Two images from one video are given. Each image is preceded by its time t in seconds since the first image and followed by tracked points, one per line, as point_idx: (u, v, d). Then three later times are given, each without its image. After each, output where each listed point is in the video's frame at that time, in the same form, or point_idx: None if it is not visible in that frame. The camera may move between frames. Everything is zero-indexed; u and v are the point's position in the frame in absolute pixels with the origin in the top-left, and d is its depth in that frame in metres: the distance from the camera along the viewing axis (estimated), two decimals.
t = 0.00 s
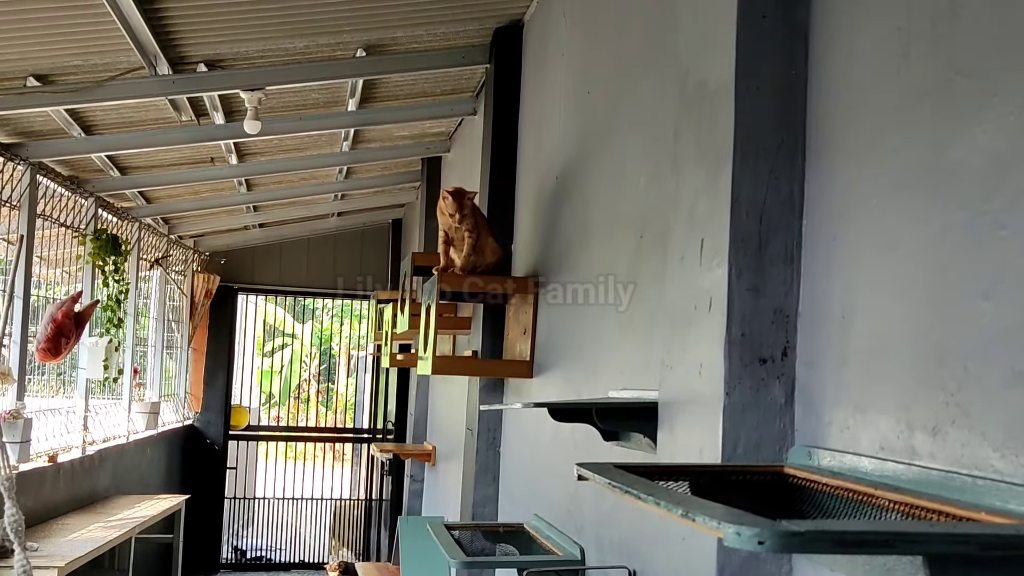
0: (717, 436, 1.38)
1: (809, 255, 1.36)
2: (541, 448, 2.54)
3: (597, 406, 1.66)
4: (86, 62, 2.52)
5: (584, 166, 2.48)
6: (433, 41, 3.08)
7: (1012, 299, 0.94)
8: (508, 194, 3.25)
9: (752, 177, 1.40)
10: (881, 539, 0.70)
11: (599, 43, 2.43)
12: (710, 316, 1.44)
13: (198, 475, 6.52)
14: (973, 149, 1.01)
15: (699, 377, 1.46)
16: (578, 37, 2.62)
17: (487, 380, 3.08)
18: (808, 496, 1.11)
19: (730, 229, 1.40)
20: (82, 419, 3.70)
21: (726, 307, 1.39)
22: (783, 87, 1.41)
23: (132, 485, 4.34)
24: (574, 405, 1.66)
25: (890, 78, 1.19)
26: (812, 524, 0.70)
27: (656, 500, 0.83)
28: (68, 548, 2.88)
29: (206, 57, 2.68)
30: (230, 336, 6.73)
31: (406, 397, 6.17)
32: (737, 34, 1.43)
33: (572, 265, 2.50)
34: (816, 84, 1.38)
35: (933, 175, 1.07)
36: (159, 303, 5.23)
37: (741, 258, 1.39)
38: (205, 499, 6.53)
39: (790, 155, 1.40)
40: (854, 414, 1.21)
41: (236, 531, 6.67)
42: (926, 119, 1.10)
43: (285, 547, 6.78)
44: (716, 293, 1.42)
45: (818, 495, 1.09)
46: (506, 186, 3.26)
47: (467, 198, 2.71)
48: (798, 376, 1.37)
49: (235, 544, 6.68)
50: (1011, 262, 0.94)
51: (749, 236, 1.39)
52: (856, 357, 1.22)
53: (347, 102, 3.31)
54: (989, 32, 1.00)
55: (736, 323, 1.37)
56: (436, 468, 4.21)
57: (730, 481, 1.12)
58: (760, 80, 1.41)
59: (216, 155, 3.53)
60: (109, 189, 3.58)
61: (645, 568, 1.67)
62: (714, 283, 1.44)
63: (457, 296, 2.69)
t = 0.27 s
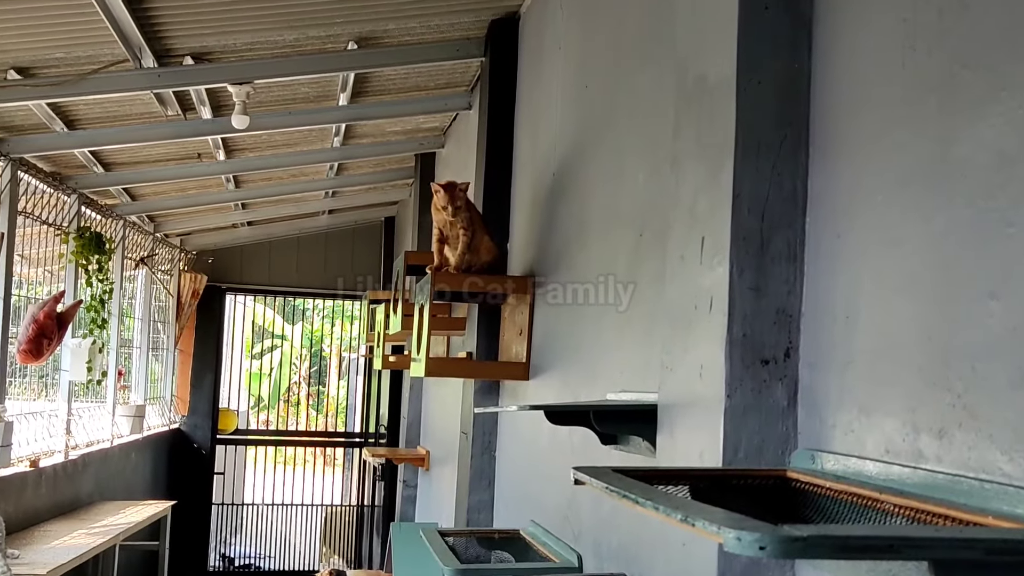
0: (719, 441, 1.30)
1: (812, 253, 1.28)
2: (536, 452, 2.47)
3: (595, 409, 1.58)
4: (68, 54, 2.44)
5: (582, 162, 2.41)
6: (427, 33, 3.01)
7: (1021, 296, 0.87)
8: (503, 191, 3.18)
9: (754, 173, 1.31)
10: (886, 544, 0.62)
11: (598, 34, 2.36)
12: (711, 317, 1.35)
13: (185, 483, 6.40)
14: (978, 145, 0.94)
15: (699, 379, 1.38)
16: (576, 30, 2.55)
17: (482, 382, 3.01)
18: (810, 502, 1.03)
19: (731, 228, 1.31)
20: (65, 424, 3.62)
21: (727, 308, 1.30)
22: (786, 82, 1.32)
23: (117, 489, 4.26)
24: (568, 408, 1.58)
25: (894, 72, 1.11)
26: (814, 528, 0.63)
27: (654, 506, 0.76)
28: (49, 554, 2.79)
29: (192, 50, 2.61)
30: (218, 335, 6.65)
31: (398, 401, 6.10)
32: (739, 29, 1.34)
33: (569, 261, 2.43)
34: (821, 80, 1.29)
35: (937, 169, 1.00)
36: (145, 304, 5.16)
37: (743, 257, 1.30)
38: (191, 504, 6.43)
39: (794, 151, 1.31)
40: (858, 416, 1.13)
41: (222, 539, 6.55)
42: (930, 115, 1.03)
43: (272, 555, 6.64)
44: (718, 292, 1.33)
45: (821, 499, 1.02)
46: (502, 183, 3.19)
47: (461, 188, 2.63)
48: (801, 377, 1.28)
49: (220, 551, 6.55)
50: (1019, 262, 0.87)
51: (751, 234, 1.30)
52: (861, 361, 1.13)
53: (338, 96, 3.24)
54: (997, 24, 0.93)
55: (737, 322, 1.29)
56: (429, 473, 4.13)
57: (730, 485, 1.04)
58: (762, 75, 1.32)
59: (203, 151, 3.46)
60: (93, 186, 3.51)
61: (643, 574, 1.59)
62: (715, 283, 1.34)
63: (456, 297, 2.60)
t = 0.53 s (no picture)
0: (716, 440, 1.30)
1: (810, 253, 1.27)
2: (534, 452, 2.47)
3: (593, 408, 1.58)
4: (65, 53, 2.44)
5: (579, 161, 2.41)
6: (424, 33, 3.01)
7: (1018, 296, 0.87)
8: (501, 191, 3.19)
9: (751, 172, 1.31)
10: (883, 544, 0.62)
11: (596, 34, 2.35)
12: (708, 315, 1.36)
13: (184, 482, 6.37)
14: (976, 144, 0.94)
15: (696, 377, 1.38)
16: (574, 30, 2.55)
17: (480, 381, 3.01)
18: (807, 500, 1.03)
19: (729, 226, 1.31)
20: (61, 422, 3.62)
21: (725, 306, 1.30)
22: (784, 83, 1.32)
23: (113, 488, 4.26)
24: (565, 406, 1.58)
25: (891, 71, 1.11)
26: (811, 527, 0.63)
27: (651, 503, 0.76)
28: (46, 554, 2.79)
29: (189, 49, 2.60)
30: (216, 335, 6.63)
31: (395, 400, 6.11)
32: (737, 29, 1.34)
33: (566, 261, 2.43)
34: (818, 80, 1.29)
35: (935, 169, 1.00)
36: (142, 303, 5.15)
37: (740, 256, 1.30)
38: (188, 503, 6.42)
39: (791, 148, 1.31)
40: (854, 415, 1.13)
41: (220, 537, 6.56)
42: (927, 113, 1.03)
43: (268, 553, 6.66)
44: (715, 291, 1.34)
45: (818, 499, 1.01)
46: (499, 182, 3.19)
47: (455, 180, 2.62)
48: (797, 376, 1.28)
49: (218, 549, 6.56)
50: (1017, 261, 0.87)
51: (748, 232, 1.30)
52: (858, 359, 1.13)
53: (336, 95, 3.24)
54: (994, 24, 0.93)
55: (734, 322, 1.29)
56: (426, 473, 4.13)
57: (727, 484, 1.04)
58: (760, 75, 1.32)
59: (200, 150, 3.47)
60: (90, 184, 3.51)
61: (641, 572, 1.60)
62: (712, 282, 1.35)
63: (455, 296, 2.60)
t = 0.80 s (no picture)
0: (716, 438, 1.30)
1: (809, 251, 1.27)
2: (533, 450, 2.47)
3: (592, 406, 1.58)
4: (64, 51, 2.43)
5: (578, 160, 2.40)
6: (423, 32, 3.01)
7: (1019, 295, 0.87)
8: (500, 190, 3.18)
9: (751, 171, 1.31)
10: (884, 541, 0.62)
11: (595, 32, 2.35)
12: (708, 314, 1.36)
13: (182, 481, 6.37)
14: (976, 142, 0.94)
15: (696, 375, 1.38)
16: (573, 29, 2.54)
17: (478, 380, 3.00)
18: (807, 498, 1.03)
19: (729, 224, 1.31)
20: (60, 422, 3.62)
21: (725, 305, 1.30)
22: (784, 81, 1.31)
23: (111, 487, 4.25)
24: (565, 405, 1.58)
25: (891, 68, 1.11)
26: (812, 525, 0.63)
27: (651, 502, 0.76)
28: (44, 552, 2.78)
29: (188, 47, 2.60)
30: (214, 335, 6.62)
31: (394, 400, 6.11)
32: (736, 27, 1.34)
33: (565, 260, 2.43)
34: (818, 78, 1.29)
35: (934, 168, 1.00)
36: (139, 301, 5.17)
37: (739, 254, 1.30)
38: (187, 502, 6.41)
39: (791, 146, 1.31)
40: (854, 413, 1.13)
41: (219, 537, 6.56)
42: (927, 112, 1.03)
43: (268, 553, 6.66)
44: (715, 289, 1.34)
45: (818, 498, 1.01)
46: (498, 181, 3.19)
47: (452, 171, 2.59)
48: (798, 375, 1.28)
49: (217, 549, 6.56)
50: (1017, 259, 0.87)
51: (748, 230, 1.30)
52: (858, 357, 1.13)
53: (334, 94, 3.24)
54: (994, 22, 0.93)
55: (733, 320, 1.30)
56: (425, 471, 4.13)
57: (727, 482, 1.04)
58: (759, 73, 1.32)
59: (199, 149, 3.47)
60: (88, 183, 3.51)
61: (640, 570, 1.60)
62: (712, 280, 1.35)
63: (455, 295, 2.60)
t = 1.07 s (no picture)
0: (715, 437, 1.30)
1: (809, 250, 1.27)
2: (532, 449, 2.47)
3: (592, 406, 1.58)
4: (63, 50, 2.43)
5: (578, 159, 2.40)
6: (422, 31, 3.01)
7: (1019, 295, 0.87)
8: (499, 189, 3.18)
9: (751, 171, 1.31)
10: (884, 541, 0.62)
11: (595, 31, 2.35)
12: (708, 313, 1.36)
13: (180, 480, 6.37)
14: (977, 142, 0.94)
15: (696, 374, 1.38)
16: (573, 28, 2.54)
17: (478, 379, 3.00)
18: (806, 498, 1.03)
19: (729, 223, 1.31)
20: (59, 421, 3.62)
21: (724, 304, 1.30)
22: (784, 81, 1.31)
23: (110, 486, 4.25)
24: (565, 404, 1.58)
25: (891, 68, 1.11)
26: (811, 525, 0.63)
27: (651, 501, 0.76)
28: (43, 551, 2.78)
29: (187, 46, 2.60)
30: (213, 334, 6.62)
31: (394, 399, 6.12)
32: (737, 26, 1.34)
33: (565, 259, 2.43)
34: (818, 77, 1.29)
35: (935, 167, 1.00)
36: (139, 300, 5.17)
37: (740, 253, 1.30)
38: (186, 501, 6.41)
39: (791, 146, 1.31)
40: (854, 412, 1.13)
41: (218, 535, 6.55)
42: (927, 111, 1.03)
43: (269, 552, 6.65)
44: (715, 288, 1.34)
45: (818, 498, 1.01)
46: (497, 180, 3.19)
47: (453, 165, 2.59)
48: (797, 374, 1.28)
49: (216, 547, 6.55)
50: (1017, 259, 0.87)
51: (748, 230, 1.30)
52: (858, 357, 1.13)
53: (334, 93, 3.24)
54: (995, 22, 0.93)
55: (733, 320, 1.29)
56: (424, 470, 4.13)
57: (727, 482, 1.04)
58: (759, 73, 1.32)
59: (198, 147, 3.46)
60: (87, 182, 3.50)
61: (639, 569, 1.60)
62: (712, 279, 1.35)
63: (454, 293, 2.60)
